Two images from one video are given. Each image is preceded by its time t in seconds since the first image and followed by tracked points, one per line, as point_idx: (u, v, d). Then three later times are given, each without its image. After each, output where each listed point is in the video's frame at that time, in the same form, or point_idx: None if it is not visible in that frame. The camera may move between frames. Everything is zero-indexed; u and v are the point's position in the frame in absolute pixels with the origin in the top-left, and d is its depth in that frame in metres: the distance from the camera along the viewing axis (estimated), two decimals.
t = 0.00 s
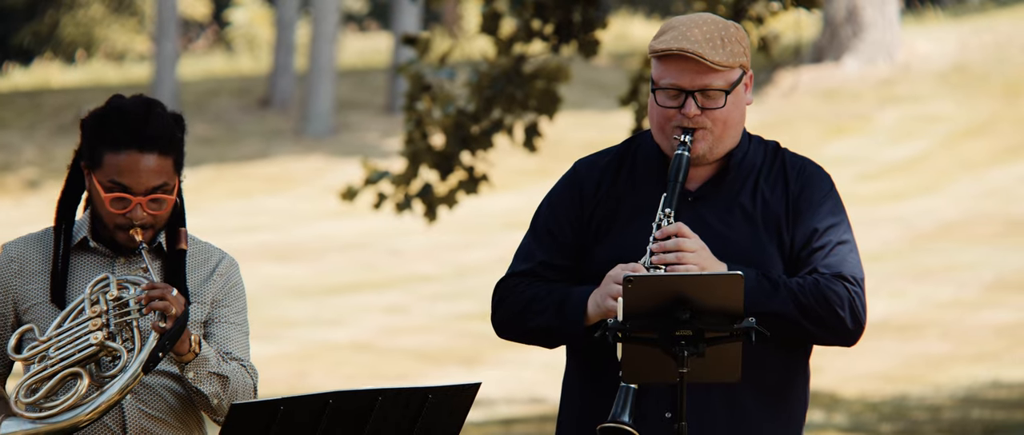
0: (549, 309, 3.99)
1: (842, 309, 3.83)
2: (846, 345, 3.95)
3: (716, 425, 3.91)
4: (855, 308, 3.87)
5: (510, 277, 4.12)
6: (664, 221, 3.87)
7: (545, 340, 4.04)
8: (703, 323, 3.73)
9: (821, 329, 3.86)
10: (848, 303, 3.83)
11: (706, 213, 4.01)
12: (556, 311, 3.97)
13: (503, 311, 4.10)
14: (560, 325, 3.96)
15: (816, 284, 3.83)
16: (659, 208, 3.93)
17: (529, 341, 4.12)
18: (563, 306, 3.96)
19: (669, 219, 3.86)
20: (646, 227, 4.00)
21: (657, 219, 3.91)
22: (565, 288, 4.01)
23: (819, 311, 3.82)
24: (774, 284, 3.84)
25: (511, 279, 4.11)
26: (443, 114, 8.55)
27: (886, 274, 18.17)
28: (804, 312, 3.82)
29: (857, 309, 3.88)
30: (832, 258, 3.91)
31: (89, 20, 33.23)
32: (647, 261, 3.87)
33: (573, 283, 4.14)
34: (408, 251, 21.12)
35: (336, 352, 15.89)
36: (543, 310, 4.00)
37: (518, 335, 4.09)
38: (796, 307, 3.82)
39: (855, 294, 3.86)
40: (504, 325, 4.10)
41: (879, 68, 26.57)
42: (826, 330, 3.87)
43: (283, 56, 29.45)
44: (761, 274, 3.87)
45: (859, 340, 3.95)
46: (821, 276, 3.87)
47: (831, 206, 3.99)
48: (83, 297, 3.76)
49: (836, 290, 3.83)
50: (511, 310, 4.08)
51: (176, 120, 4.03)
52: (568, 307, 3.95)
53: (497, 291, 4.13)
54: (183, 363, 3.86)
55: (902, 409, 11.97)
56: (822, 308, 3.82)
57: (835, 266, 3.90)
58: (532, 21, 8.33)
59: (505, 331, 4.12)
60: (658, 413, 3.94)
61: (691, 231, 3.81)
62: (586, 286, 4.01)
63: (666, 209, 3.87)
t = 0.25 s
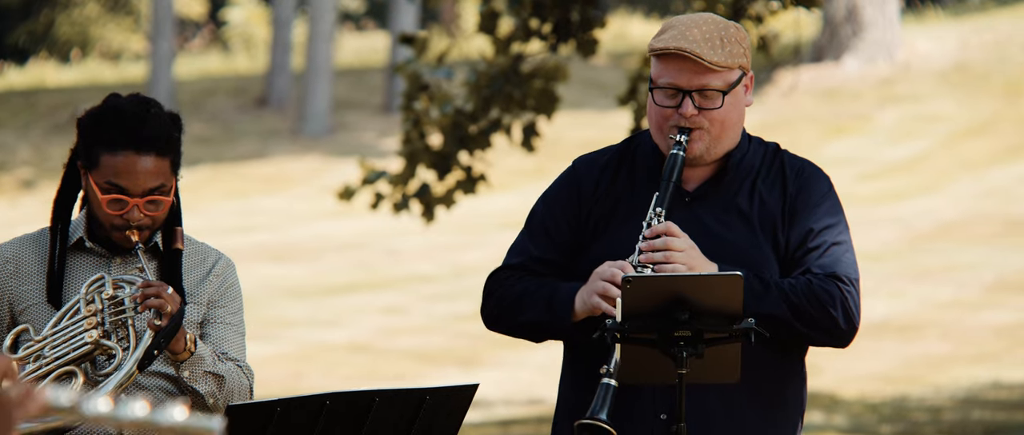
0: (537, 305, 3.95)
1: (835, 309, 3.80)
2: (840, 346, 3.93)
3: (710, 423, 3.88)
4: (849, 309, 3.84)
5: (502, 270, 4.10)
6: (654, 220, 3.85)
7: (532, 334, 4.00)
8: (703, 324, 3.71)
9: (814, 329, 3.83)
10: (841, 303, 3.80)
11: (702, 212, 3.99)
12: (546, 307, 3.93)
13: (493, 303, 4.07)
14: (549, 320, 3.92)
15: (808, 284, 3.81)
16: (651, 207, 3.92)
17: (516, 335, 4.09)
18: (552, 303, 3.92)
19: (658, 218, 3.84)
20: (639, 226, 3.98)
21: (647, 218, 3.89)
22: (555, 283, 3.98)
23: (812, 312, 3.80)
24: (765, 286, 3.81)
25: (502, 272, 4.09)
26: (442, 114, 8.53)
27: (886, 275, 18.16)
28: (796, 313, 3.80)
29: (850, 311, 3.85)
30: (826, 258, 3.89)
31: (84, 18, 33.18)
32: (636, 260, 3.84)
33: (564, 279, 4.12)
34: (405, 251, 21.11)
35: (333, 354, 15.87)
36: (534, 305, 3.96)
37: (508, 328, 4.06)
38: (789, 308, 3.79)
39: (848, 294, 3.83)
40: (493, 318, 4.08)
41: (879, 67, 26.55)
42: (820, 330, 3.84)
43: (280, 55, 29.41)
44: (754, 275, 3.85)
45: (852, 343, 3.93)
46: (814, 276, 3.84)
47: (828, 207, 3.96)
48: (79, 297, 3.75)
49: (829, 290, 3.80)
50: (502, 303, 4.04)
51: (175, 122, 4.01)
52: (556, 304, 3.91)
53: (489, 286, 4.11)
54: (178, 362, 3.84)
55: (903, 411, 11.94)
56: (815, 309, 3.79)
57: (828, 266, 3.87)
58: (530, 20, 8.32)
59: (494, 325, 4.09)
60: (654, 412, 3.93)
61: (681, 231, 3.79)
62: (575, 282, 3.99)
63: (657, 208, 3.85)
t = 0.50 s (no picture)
0: (528, 301, 3.96)
1: (827, 307, 3.79)
2: (832, 345, 3.92)
3: (704, 421, 3.86)
4: (840, 307, 3.83)
5: (494, 265, 4.10)
6: (645, 216, 3.84)
7: (522, 330, 4.02)
8: (699, 324, 3.69)
9: (806, 327, 3.82)
10: (832, 301, 3.79)
11: (695, 210, 3.98)
12: (536, 301, 3.94)
13: (486, 300, 4.08)
14: (539, 314, 3.93)
15: (800, 282, 3.80)
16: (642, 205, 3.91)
17: (509, 331, 4.10)
18: (543, 300, 3.92)
19: (650, 214, 3.83)
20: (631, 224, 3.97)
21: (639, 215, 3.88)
22: (547, 279, 3.97)
23: (802, 310, 3.79)
24: (756, 283, 3.81)
25: (494, 267, 4.08)
26: (436, 114, 8.57)
27: (883, 274, 18.15)
28: (787, 310, 3.79)
29: (843, 309, 3.83)
30: (819, 256, 3.87)
31: (78, 18, 33.16)
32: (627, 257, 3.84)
33: (557, 276, 4.10)
34: (400, 251, 21.10)
35: (327, 354, 15.86)
36: (525, 300, 3.96)
37: (501, 325, 4.07)
38: (779, 305, 3.78)
39: (839, 293, 3.82)
40: (485, 314, 4.09)
41: (876, 66, 26.53)
42: (811, 328, 3.83)
43: (275, 54, 29.39)
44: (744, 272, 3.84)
45: (846, 342, 3.90)
46: (806, 274, 3.83)
47: (824, 205, 3.94)
48: (69, 294, 3.73)
49: (820, 289, 3.79)
50: (494, 298, 4.05)
51: (166, 118, 4.00)
52: (547, 301, 3.91)
53: (481, 280, 4.10)
54: (170, 356, 3.84)
55: (900, 411, 11.94)
56: (805, 307, 3.78)
57: (820, 264, 3.85)
58: (525, 19, 8.30)
59: (486, 320, 4.10)
60: (647, 409, 3.91)
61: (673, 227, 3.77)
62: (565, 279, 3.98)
63: (648, 205, 3.85)
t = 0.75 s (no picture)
0: (536, 310, 3.94)
1: (833, 314, 3.79)
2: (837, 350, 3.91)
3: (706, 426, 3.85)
4: (847, 313, 3.83)
5: (496, 276, 4.07)
6: (651, 224, 3.81)
7: (530, 341, 4.00)
8: (698, 324, 3.67)
9: (812, 335, 3.82)
10: (839, 308, 3.79)
11: (696, 213, 3.96)
12: (544, 313, 3.92)
13: (490, 310, 4.06)
14: (546, 327, 3.92)
15: (806, 290, 3.79)
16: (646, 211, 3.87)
17: (516, 342, 4.07)
18: (550, 309, 3.91)
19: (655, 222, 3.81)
20: (635, 227, 3.94)
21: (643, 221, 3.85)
22: (554, 289, 3.95)
23: (810, 318, 3.78)
24: (763, 290, 3.78)
25: (497, 278, 4.07)
26: (433, 113, 8.49)
27: (883, 274, 18.13)
28: (794, 317, 3.78)
29: (848, 315, 3.84)
30: (824, 262, 3.86)
31: (73, 16, 33.09)
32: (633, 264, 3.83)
33: (561, 284, 4.09)
34: (397, 251, 21.08)
35: (324, 354, 15.83)
36: (531, 311, 3.95)
37: (504, 335, 4.05)
38: (787, 313, 3.78)
39: (846, 300, 3.82)
40: (490, 323, 4.07)
41: (875, 65, 26.50)
42: (817, 335, 3.83)
43: (271, 54, 29.34)
44: (750, 279, 3.81)
45: (850, 347, 3.91)
46: (812, 281, 3.82)
47: (825, 208, 3.93)
48: (63, 289, 3.76)
49: (827, 296, 3.79)
50: (498, 306, 4.04)
51: (161, 117, 3.98)
52: (554, 310, 3.90)
53: (484, 290, 4.08)
54: (164, 351, 3.83)
55: (900, 411, 11.93)
56: (812, 314, 3.78)
57: (825, 270, 3.85)
58: (523, 18, 8.30)
59: (490, 330, 4.08)
60: (641, 412, 3.90)
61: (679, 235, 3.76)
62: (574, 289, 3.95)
63: (654, 212, 3.82)
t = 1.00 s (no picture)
0: (534, 313, 3.91)
1: (836, 317, 3.77)
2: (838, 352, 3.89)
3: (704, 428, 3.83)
4: (849, 316, 3.81)
5: (494, 278, 4.04)
6: (653, 227, 3.79)
7: (528, 343, 3.97)
8: (696, 325, 3.65)
9: (814, 337, 3.79)
10: (842, 312, 3.77)
11: (695, 216, 3.94)
12: (542, 314, 3.90)
13: (487, 313, 4.03)
14: (546, 329, 3.89)
15: (809, 293, 3.77)
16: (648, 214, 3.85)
17: (512, 344, 4.06)
18: (549, 314, 3.88)
19: (657, 225, 3.78)
20: (637, 229, 3.93)
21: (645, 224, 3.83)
22: (554, 292, 3.93)
23: (812, 320, 3.77)
24: (766, 294, 3.76)
25: (493, 280, 4.04)
26: (430, 112, 8.53)
27: (882, 275, 18.11)
28: (796, 320, 3.76)
29: (850, 317, 3.82)
30: (824, 266, 3.84)
31: (67, 15, 33.06)
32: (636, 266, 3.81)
33: (559, 286, 4.08)
34: (393, 251, 21.05)
35: (321, 354, 15.81)
36: (530, 313, 3.92)
37: (501, 337, 4.03)
38: (790, 316, 3.76)
39: (848, 303, 3.80)
40: (486, 326, 4.04)
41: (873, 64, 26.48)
42: (819, 338, 3.80)
43: (267, 53, 29.30)
44: (752, 282, 3.79)
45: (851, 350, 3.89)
46: (814, 284, 3.80)
47: (824, 211, 3.90)
48: (56, 287, 3.74)
49: (829, 298, 3.77)
50: (495, 309, 4.00)
51: (156, 115, 3.96)
52: (553, 312, 3.87)
53: (480, 292, 4.06)
54: (157, 350, 3.81)
55: (900, 412, 11.91)
56: (815, 317, 3.76)
57: (826, 273, 3.83)
58: (520, 16, 8.27)
59: (487, 333, 4.05)
60: (642, 415, 3.88)
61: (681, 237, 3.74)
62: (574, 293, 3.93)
63: (656, 215, 3.79)
